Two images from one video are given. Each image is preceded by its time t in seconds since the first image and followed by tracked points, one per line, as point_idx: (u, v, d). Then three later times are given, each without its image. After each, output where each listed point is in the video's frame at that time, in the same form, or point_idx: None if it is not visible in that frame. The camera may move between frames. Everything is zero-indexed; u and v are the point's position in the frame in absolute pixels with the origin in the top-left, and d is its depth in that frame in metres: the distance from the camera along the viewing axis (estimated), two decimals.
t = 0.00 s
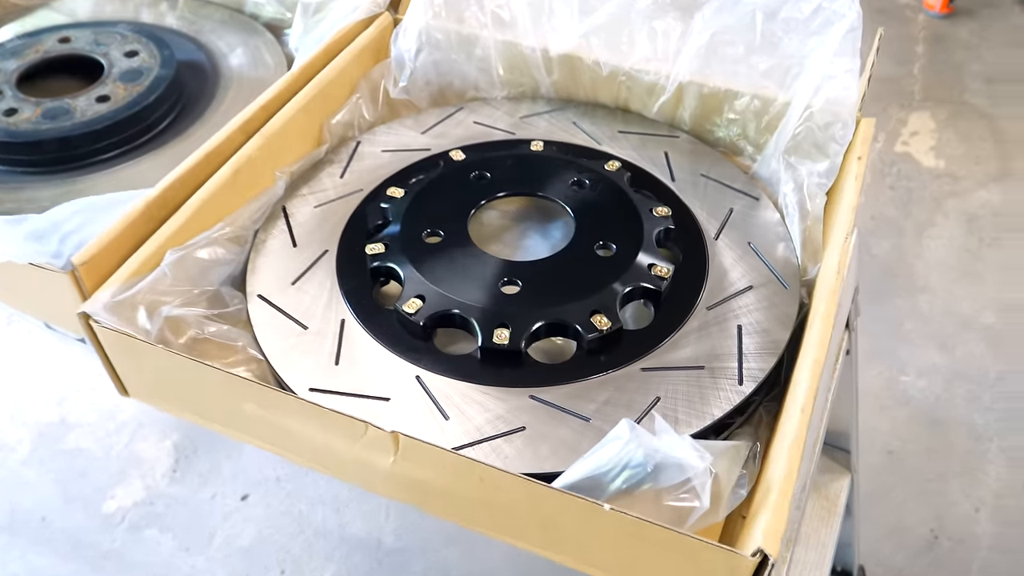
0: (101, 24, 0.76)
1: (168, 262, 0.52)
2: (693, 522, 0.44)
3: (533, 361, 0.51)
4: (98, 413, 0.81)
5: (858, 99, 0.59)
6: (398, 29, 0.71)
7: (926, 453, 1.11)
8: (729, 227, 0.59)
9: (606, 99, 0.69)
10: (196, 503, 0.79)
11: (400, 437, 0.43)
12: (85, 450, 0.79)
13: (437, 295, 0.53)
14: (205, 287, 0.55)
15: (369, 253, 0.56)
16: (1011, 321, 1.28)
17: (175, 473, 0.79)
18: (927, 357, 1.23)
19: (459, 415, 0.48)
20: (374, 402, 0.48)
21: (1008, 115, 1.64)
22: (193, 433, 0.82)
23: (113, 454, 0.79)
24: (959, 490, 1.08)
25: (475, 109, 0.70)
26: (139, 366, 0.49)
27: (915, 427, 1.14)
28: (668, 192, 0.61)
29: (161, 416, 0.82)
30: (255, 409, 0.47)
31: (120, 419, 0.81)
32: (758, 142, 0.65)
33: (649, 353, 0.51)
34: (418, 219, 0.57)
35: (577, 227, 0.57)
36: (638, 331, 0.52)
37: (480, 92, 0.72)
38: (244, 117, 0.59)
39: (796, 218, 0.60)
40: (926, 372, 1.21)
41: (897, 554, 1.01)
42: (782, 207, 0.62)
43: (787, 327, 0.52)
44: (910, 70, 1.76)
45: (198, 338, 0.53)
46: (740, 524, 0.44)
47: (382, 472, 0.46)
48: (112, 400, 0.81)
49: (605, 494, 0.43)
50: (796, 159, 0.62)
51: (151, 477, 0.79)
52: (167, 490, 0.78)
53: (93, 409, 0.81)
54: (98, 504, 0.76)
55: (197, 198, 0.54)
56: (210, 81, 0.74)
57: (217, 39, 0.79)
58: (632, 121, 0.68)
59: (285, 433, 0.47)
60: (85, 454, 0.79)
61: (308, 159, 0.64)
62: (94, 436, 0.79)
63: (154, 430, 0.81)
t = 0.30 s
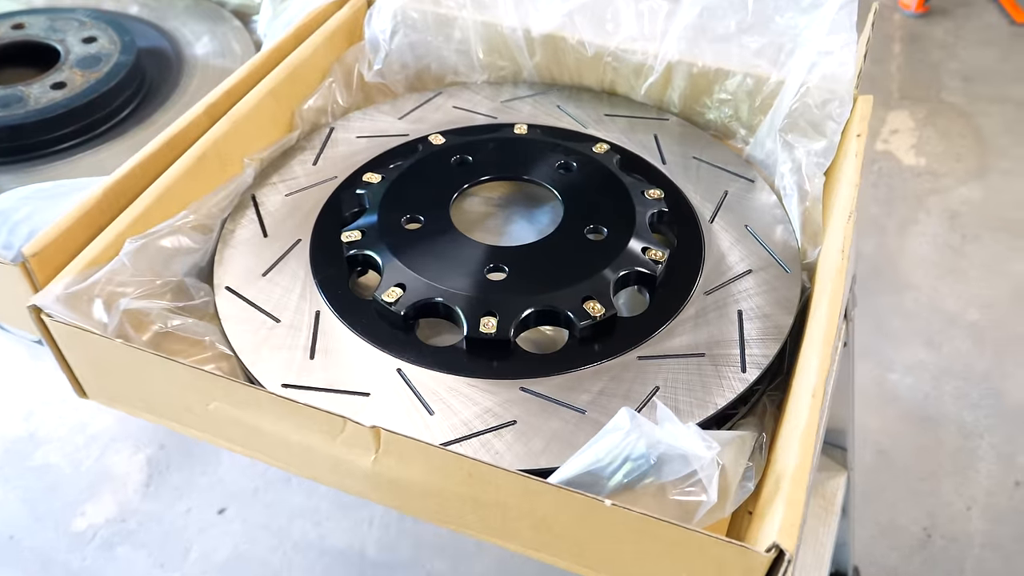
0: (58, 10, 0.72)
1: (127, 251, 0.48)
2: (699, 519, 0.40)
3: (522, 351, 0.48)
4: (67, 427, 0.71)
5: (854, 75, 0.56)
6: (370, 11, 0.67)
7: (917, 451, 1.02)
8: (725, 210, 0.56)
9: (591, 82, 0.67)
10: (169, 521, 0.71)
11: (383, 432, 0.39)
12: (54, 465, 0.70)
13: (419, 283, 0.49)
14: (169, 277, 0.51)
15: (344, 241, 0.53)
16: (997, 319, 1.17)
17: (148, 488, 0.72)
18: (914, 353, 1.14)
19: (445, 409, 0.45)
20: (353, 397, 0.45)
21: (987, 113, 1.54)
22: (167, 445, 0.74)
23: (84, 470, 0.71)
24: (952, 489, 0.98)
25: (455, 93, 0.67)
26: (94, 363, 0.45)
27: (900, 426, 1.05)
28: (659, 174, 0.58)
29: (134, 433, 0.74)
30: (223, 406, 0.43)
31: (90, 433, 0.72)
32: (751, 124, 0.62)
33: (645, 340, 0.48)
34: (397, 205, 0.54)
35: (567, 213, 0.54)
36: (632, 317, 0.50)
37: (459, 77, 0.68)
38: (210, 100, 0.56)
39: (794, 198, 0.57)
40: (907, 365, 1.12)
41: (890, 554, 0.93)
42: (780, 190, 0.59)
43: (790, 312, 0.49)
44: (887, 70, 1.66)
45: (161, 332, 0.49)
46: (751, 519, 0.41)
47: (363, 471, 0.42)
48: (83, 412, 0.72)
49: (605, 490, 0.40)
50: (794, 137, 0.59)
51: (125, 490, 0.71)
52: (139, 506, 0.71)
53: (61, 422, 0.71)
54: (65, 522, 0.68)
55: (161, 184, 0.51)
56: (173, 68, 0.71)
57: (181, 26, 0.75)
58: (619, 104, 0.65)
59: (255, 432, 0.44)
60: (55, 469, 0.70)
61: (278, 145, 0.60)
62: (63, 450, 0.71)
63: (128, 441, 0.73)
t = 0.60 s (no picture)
0: (22, 5, 0.69)
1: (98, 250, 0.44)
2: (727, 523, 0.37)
3: (527, 348, 0.45)
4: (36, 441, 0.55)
5: (859, 55, 0.53)
6: None
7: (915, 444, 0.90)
8: (732, 198, 0.54)
9: (584, 69, 0.64)
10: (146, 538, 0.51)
11: (382, 438, 0.36)
12: (22, 483, 0.53)
13: (413, 279, 0.46)
14: (144, 277, 0.48)
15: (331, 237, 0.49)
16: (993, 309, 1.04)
17: (123, 503, 0.52)
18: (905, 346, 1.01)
19: (446, 412, 0.42)
20: (346, 402, 0.42)
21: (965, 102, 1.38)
22: (142, 458, 0.54)
23: (54, 487, 0.53)
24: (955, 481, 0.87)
25: (441, 84, 0.64)
26: (65, 371, 0.41)
27: (893, 422, 0.93)
28: (660, 161, 0.55)
29: (105, 446, 0.55)
30: (206, 415, 0.40)
31: (61, 447, 0.55)
32: (752, 109, 0.60)
33: (658, 334, 0.45)
34: (386, 198, 0.51)
35: (567, 203, 0.51)
36: (642, 310, 0.47)
37: (445, 66, 0.65)
38: (186, 92, 0.53)
39: (804, 182, 0.55)
40: (900, 359, 0.99)
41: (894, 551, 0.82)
42: (787, 175, 0.57)
43: (808, 301, 0.47)
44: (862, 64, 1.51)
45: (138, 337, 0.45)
46: (784, 521, 0.38)
47: (361, 482, 0.39)
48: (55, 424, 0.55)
49: (625, 494, 0.37)
50: (802, 120, 0.56)
51: (98, 506, 0.52)
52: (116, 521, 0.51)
53: (29, 436, 0.55)
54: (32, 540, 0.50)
55: (135, 181, 0.47)
56: (144, 65, 0.67)
57: (152, 20, 0.72)
58: (613, 91, 0.63)
59: (242, 443, 0.40)
60: (22, 487, 0.53)
61: (257, 140, 0.57)
62: (31, 466, 0.54)
63: (99, 456, 0.54)
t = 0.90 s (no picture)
0: None
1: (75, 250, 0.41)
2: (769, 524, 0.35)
3: (542, 344, 0.42)
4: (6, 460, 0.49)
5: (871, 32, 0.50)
6: None
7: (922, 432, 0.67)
8: (743, 182, 0.51)
9: (581, 56, 0.61)
10: (121, 560, 0.45)
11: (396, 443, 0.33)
12: None
13: (417, 274, 0.43)
14: (125, 279, 0.44)
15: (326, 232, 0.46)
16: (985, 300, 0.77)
17: (99, 523, 0.46)
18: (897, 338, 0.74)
19: (459, 416, 0.39)
20: (351, 407, 0.39)
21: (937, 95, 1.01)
22: (120, 475, 0.49)
23: (26, 508, 0.47)
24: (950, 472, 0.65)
25: (432, 74, 0.61)
26: (42, 382, 0.38)
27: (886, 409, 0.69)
28: (667, 147, 0.53)
29: (82, 461, 0.49)
30: (199, 426, 0.37)
31: (34, 465, 0.49)
32: (758, 93, 0.58)
33: (679, 325, 0.43)
34: (383, 190, 0.48)
35: (574, 192, 0.48)
36: (660, 301, 0.44)
37: (436, 56, 0.63)
38: (164, 84, 0.49)
39: (820, 164, 0.52)
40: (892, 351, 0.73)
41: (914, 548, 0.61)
42: (801, 160, 0.54)
43: (833, 287, 0.45)
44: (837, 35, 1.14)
45: (121, 344, 0.41)
46: (831, 520, 0.36)
47: (373, 494, 0.36)
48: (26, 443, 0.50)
49: (659, 498, 0.34)
50: (815, 100, 0.54)
51: (73, 527, 0.46)
52: (91, 544, 0.46)
53: None
54: None
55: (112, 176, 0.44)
56: (117, 61, 0.64)
57: (124, 15, 0.68)
58: (612, 78, 0.60)
59: (239, 454, 0.37)
60: None
61: (242, 133, 0.54)
62: None
63: (75, 474, 0.49)
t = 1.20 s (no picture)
0: None
1: (51, 244, 0.37)
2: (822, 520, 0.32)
3: (561, 335, 0.39)
4: None
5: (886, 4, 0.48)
6: None
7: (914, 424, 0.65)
8: (756, 162, 0.49)
9: (577, 38, 0.59)
10: None
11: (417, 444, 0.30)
12: None
13: (424, 264, 0.40)
14: (105, 277, 0.41)
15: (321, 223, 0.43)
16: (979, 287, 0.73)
17: (71, 548, 0.43)
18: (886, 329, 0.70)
19: (478, 415, 0.36)
20: (361, 409, 0.35)
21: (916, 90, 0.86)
22: (92, 496, 0.44)
23: None
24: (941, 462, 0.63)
25: (421, 59, 0.58)
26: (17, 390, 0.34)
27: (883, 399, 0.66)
28: (676, 128, 0.50)
29: (52, 481, 0.45)
30: (195, 434, 0.33)
31: None
32: (764, 72, 0.55)
33: (706, 311, 0.40)
34: (381, 177, 0.45)
35: (585, 175, 0.46)
36: (682, 287, 0.42)
37: (424, 42, 0.59)
38: (138, 71, 0.46)
39: (839, 141, 0.51)
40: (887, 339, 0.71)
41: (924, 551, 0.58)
42: (815, 138, 0.53)
43: (863, 268, 0.42)
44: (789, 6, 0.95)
45: (104, 347, 0.38)
46: (884, 511, 0.33)
47: (391, 504, 0.33)
48: None
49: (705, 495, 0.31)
50: (828, 75, 0.51)
51: (43, 552, 0.43)
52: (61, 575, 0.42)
53: None
54: None
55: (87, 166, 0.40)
56: (84, 53, 0.60)
57: (89, 5, 0.64)
58: (610, 61, 0.58)
59: (239, 464, 0.34)
60: None
61: (223, 122, 0.50)
62: None
63: (43, 496, 0.44)
